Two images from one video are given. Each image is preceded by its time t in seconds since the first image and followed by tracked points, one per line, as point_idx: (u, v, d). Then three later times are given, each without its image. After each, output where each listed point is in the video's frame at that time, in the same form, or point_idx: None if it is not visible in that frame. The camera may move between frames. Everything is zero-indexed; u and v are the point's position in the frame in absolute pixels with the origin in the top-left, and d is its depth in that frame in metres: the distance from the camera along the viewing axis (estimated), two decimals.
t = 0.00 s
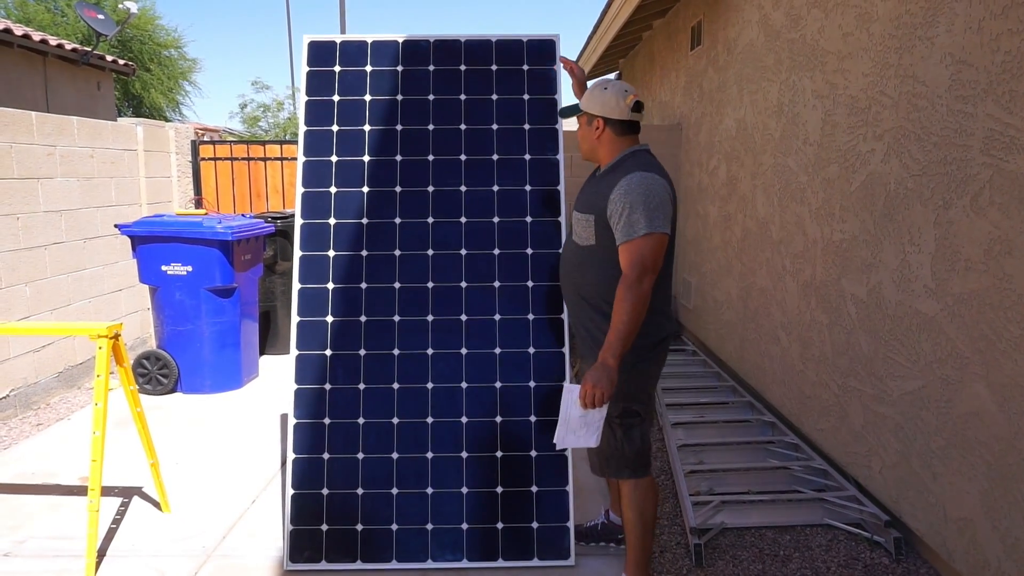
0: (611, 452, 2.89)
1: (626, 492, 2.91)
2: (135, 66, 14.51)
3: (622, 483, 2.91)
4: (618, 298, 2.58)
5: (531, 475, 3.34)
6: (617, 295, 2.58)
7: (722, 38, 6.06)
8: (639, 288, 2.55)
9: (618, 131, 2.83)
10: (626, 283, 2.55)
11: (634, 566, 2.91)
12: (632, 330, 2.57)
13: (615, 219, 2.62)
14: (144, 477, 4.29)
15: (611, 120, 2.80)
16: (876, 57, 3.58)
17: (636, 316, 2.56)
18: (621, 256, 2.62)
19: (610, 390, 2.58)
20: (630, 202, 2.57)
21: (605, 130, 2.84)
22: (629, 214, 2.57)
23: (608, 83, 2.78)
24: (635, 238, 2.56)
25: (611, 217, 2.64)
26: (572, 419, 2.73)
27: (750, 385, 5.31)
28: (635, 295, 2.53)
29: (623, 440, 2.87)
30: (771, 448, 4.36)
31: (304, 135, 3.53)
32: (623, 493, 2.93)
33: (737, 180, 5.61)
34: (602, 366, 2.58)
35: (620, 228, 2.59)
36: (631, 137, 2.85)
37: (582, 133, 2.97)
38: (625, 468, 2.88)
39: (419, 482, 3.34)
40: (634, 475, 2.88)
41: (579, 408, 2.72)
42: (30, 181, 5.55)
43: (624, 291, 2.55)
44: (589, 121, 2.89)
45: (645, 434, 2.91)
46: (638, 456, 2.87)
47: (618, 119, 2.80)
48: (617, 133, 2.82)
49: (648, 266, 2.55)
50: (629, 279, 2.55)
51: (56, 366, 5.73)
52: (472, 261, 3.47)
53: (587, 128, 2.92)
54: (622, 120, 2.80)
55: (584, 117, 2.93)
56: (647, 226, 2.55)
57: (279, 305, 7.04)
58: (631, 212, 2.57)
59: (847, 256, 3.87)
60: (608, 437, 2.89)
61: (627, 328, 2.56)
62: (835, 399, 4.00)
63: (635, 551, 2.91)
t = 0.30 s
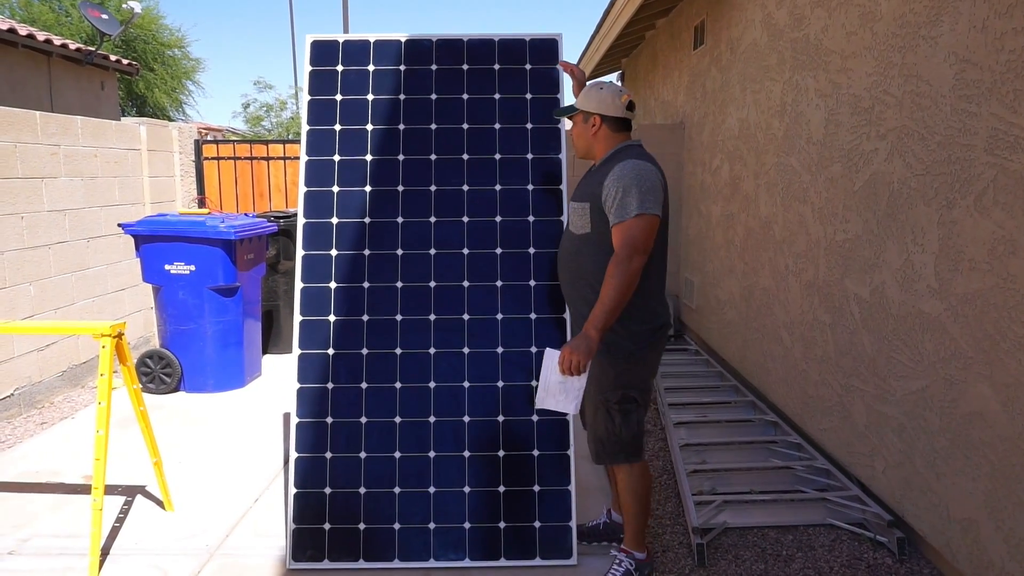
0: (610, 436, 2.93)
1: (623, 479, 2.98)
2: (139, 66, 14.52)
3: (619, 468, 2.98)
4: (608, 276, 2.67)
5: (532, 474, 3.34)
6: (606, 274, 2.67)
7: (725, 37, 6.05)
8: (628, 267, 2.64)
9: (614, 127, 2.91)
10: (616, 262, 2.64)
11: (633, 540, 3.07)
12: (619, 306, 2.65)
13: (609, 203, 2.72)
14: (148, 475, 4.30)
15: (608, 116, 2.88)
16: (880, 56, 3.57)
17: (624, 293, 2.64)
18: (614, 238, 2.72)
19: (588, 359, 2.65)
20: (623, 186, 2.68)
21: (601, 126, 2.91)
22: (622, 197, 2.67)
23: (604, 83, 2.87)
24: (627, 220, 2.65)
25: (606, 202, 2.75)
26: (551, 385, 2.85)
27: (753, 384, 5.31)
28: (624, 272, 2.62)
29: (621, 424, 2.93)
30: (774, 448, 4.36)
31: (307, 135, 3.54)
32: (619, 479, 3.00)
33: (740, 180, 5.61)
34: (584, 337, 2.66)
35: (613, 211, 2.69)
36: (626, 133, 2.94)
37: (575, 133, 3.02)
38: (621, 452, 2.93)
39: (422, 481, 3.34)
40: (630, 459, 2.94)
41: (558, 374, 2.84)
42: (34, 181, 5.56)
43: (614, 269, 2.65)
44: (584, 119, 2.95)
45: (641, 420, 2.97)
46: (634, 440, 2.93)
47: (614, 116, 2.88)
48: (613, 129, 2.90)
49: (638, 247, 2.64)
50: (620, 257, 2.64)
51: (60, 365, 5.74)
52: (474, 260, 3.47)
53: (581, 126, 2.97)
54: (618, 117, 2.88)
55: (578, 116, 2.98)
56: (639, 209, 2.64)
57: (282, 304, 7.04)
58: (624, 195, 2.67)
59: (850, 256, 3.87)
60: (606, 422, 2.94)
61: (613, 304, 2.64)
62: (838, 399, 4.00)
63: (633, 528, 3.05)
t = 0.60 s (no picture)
0: (618, 433, 2.94)
1: (628, 474, 2.99)
2: (141, 63, 14.52)
3: (623, 463, 3.00)
4: (607, 273, 2.70)
5: (533, 472, 3.34)
6: (606, 271, 2.70)
7: (727, 35, 6.04)
8: (628, 265, 2.67)
9: (621, 125, 2.94)
10: (617, 260, 2.67)
11: (635, 538, 3.07)
12: (616, 304, 2.68)
13: (613, 201, 2.73)
14: (149, 472, 4.31)
15: (618, 115, 2.90)
16: (883, 54, 3.56)
17: (622, 291, 2.67)
18: (615, 236, 2.74)
19: (581, 353, 2.67)
20: (628, 185, 2.69)
21: (609, 124, 2.93)
22: (627, 196, 2.69)
23: (612, 81, 2.88)
24: (629, 218, 2.67)
25: (609, 200, 2.76)
26: (543, 377, 3.05)
27: (754, 382, 5.31)
28: (623, 271, 2.65)
29: (625, 420, 2.93)
30: (775, 446, 4.36)
31: (308, 133, 3.54)
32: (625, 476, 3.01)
33: (741, 178, 5.60)
34: (578, 331, 2.68)
35: (617, 209, 2.71)
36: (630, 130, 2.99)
37: (580, 131, 3.01)
38: (626, 447, 2.94)
39: (423, 479, 3.34)
40: (635, 454, 2.95)
41: (548, 366, 3.04)
42: (36, 178, 5.56)
43: (614, 267, 2.67)
44: (591, 118, 2.94)
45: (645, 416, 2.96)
46: (637, 436, 2.94)
47: (622, 114, 2.91)
48: (621, 127, 2.94)
49: (639, 246, 2.66)
50: (621, 256, 2.67)
51: (62, 362, 5.75)
52: (476, 258, 3.46)
53: (588, 124, 2.96)
54: (626, 115, 2.92)
55: (583, 115, 2.96)
56: (642, 208, 2.66)
57: (284, 302, 7.05)
58: (629, 194, 2.69)
59: (852, 254, 3.86)
60: (609, 419, 2.94)
61: (610, 301, 2.67)
62: (840, 397, 3.99)
63: (635, 526, 3.05)
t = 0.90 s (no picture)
0: (624, 433, 2.94)
1: (633, 474, 3.00)
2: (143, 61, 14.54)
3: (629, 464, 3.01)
4: (632, 284, 2.72)
5: (534, 471, 3.34)
6: (631, 282, 2.72)
7: (729, 34, 6.03)
8: (654, 274, 2.69)
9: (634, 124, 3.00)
10: (642, 271, 2.69)
11: (638, 538, 3.07)
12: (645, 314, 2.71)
13: (631, 207, 2.72)
14: (151, 470, 4.32)
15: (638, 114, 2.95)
16: (885, 54, 3.55)
17: (651, 301, 2.70)
18: (635, 244, 2.74)
19: (623, 369, 2.71)
20: (646, 191, 2.69)
21: (629, 123, 2.96)
22: (646, 202, 2.69)
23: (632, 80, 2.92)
24: (651, 225, 2.68)
25: (625, 207, 2.75)
26: (584, 397, 2.80)
27: (756, 382, 5.31)
28: (650, 280, 2.67)
29: (634, 422, 2.94)
30: (776, 446, 4.35)
31: (310, 131, 3.54)
32: (630, 477, 3.03)
33: (743, 177, 5.60)
34: (614, 348, 2.72)
35: (635, 217, 2.71)
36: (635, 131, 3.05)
37: (599, 130, 2.94)
38: (633, 448, 2.95)
39: (424, 477, 3.34)
40: (642, 454, 2.96)
41: (590, 386, 2.78)
42: (37, 175, 5.56)
43: (640, 277, 2.69)
44: (616, 116, 2.92)
45: (654, 417, 2.99)
46: (638, 436, 2.95)
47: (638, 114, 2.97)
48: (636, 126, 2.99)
49: (662, 253, 2.68)
50: (645, 265, 2.68)
51: (64, 360, 5.75)
52: (477, 257, 3.46)
53: (611, 122, 2.92)
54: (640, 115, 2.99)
55: (606, 113, 2.91)
56: (663, 214, 2.67)
57: (285, 300, 7.05)
58: (648, 201, 2.69)
59: (854, 254, 3.86)
60: (618, 420, 2.94)
61: (640, 312, 2.70)
62: (841, 397, 3.99)
63: (637, 525, 3.06)
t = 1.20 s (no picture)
0: (635, 435, 2.94)
1: (640, 475, 3.00)
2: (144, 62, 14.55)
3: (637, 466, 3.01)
4: (658, 292, 2.73)
5: (536, 471, 3.34)
6: (657, 289, 2.73)
7: (730, 33, 6.03)
8: (681, 281, 2.71)
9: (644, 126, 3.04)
10: (669, 278, 2.70)
11: (641, 538, 3.07)
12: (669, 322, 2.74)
13: (659, 211, 2.72)
14: (153, 470, 4.32)
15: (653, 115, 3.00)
16: (887, 52, 3.55)
17: (676, 308, 2.72)
18: (660, 249, 2.74)
19: (646, 376, 2.72)
20: (676, 196, 2.70)
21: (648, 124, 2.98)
22: (675, 206, 2.70)
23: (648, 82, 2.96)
24: (681, 231, 2.69)
25: (652, 211, 2.75)
26: (600, 401, 2.81)
27: (758, 381, 5.31)
28: (677, 288, 2.70)
29: (651, 425, 2.95)
30: (777, 445, 4.34)
31: (311, 132, 3.54)
32: (637, 479, 3.03)
33: (745, 176, 5.59)
34: (638, 355, 2.73)
35: (663, 221, 2.71)
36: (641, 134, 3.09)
37: (629, 130, 2.90)
38: (648, 452, 2.96)
39: (425, 477, 3.34)
40: (656, 457, 2.97)
41: (610, 392, 2.80)
42: (38, 177, 5.56)
43: (667, 284, 2.71)
44: (643, 116, 2.92)
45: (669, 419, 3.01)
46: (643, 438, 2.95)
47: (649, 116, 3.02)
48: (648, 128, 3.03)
49: (690, 260, 2.70)
50: (672, 272, 2.70)
51: (66, 361, 5.76)
52: (479, 257, 3.46)
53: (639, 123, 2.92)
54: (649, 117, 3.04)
55: (637, 113, 2.89)
56: (693, 220, 2.69)
57: (286, 300, 7.06)
58: (677, 205, 2.69)
59: (856, 253, 3.85)
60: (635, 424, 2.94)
61: (665, 319, 2.72)
62: (844, 397, 3.99)
63: (641, 526, 3.07)
